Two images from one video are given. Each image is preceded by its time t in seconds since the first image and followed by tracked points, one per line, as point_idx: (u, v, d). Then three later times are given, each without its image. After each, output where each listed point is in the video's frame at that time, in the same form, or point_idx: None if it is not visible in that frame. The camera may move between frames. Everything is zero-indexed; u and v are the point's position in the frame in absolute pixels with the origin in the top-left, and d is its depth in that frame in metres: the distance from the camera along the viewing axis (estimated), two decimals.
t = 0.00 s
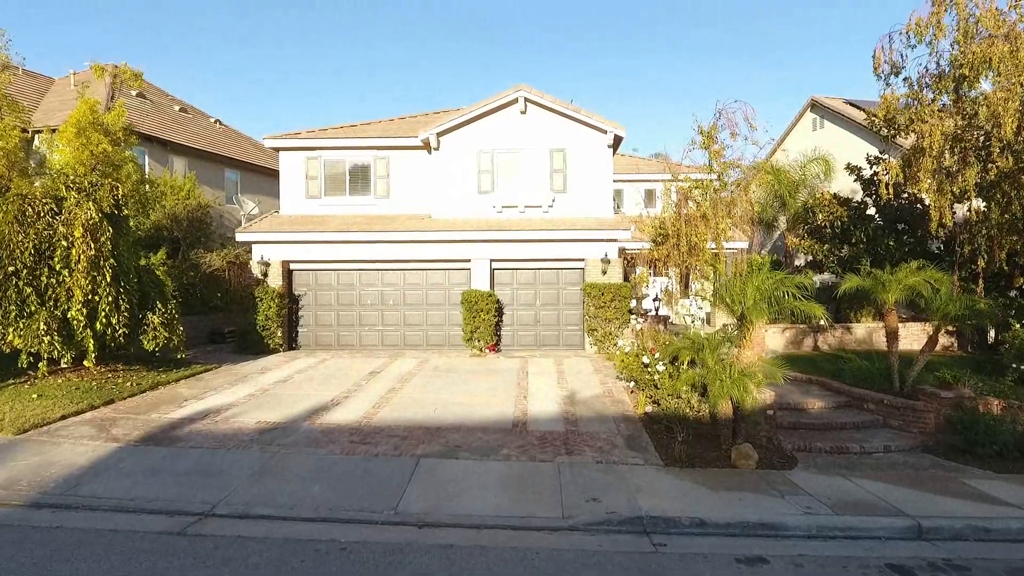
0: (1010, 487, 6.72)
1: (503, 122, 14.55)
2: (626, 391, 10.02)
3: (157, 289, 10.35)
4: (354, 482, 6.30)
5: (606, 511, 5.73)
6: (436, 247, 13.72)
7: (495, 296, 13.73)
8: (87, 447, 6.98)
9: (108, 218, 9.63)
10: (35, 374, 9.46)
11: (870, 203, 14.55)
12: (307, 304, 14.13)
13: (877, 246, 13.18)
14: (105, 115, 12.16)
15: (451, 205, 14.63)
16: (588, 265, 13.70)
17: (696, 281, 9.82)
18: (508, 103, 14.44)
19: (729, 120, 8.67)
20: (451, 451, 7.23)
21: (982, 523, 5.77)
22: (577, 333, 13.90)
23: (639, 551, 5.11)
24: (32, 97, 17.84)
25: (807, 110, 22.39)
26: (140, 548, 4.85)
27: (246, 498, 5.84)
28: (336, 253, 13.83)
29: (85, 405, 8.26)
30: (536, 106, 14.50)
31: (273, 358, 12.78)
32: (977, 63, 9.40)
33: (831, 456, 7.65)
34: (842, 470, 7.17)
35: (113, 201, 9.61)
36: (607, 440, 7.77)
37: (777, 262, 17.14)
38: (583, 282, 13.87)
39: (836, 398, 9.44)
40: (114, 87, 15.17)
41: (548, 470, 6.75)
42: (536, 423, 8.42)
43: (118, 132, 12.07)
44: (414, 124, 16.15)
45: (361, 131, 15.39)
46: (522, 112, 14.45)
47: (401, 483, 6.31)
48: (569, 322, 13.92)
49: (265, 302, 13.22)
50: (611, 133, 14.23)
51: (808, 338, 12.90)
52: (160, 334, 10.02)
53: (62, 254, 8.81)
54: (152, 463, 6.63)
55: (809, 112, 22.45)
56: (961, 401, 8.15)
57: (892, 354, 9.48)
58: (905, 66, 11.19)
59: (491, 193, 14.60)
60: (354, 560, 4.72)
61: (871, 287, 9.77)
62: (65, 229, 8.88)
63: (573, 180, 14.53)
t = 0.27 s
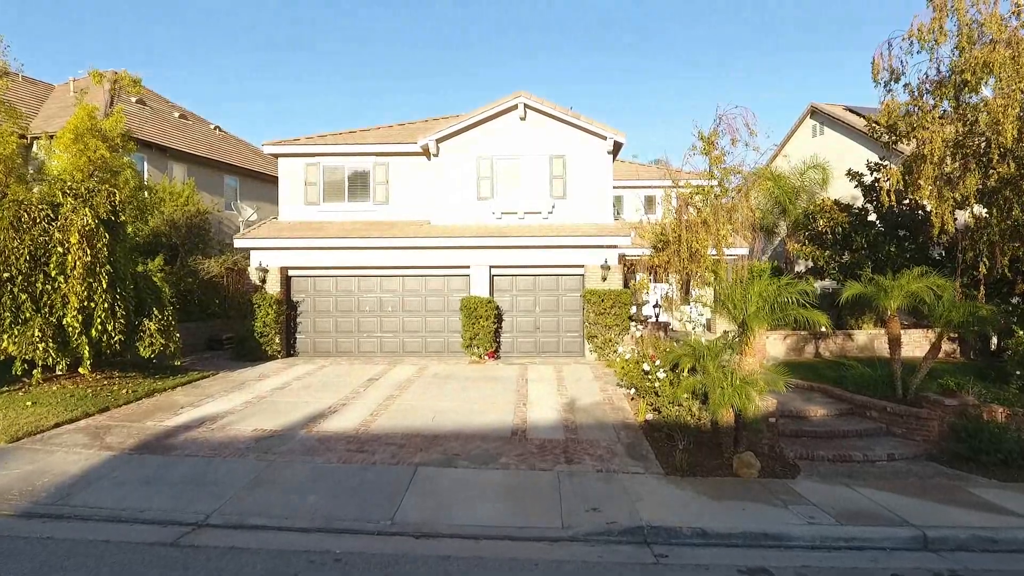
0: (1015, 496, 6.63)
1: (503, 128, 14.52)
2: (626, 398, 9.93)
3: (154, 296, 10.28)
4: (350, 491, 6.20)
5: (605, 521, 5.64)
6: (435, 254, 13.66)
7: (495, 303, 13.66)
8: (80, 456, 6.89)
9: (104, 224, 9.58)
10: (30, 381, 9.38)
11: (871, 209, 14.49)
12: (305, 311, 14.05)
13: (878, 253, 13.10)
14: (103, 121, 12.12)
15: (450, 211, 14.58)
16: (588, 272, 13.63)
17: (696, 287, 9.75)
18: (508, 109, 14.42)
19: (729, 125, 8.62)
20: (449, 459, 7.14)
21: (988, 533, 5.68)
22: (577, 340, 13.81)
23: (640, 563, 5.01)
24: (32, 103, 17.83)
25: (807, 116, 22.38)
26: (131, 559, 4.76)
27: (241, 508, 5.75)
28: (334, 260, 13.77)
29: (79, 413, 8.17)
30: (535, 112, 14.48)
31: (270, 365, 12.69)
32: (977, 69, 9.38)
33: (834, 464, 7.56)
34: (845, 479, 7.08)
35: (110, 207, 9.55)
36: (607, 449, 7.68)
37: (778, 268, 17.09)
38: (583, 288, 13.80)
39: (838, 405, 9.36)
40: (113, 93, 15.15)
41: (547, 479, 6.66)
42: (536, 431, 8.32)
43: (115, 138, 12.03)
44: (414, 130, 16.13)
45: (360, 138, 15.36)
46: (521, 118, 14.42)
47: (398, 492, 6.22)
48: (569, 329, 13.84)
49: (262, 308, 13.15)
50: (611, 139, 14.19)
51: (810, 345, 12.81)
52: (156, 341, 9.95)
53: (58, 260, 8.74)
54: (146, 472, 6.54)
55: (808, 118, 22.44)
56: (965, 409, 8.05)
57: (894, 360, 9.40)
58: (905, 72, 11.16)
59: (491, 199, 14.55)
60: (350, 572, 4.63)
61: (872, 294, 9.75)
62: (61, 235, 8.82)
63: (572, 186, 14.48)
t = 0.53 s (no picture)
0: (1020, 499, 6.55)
1: (502, 127, 14.45)
2: (626, 399, 9.85)
3: (151, 296, 10.20)
4: (347, 494, 6.13)
5: (605, 525, 5.56)
6: (434, 254, 13.58)
7: (494, 303, 13.59)
8: (74, 458, 6.81)
9: (100, 223, 9.49)
10: (25, 382, 9.30)
11: (872, 209, 14.41)
12: (303, 311, 13.98)
13: (880, 253, 13.01)
14: (99, 121, 12.04)
15: (449, 211, 14.50)
16: (588, 272, 13.55)
17: (697, 288, 9.68)
18: (507, 108, 14.35)
19: (731, 124, 8.54)
20: (447, 462, 7.07)
21: (994, 537, 5.59)
22: (577, 340, 13.74)
23: (641, 568, 4.94)
24: (29, 103, 17.76)
25: (807, 116, 22.32)
26: (123, 564, 4.68)
27: (236, 512, 5.67)
28: (333, 260, 13.69)
29: (74, 415, 8.09)
30: (535, 111, 14.41)
31: (268, 366, 12.61)
32: (982, 65, 9.27)
33: (837, 466, 7.48)
34: (847, 481, 7.00)
35: (106, 206, 9.47)
36: (607, 450, 7.60)
37: (778, 268, 17.02)
38: (583, 289, 13.72)
39: (840, 406, 9.29)
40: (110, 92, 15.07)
41: (546, 482, 6.58)
42: (535, 432, 8.24)
43: (112, 137, 11.94)
44: (413, 129, 16.05)
45: (359, 137, 15.29)
46: (520, 118, 14.35)
47: (395, 495, 6.14)
48: (569, 329, 13.76)
49: (260, 309, 13.07)
50: (611, 138, 14.13)
51: (811, 345, 12.71)
52: (153, 341, 9.87)
53: (53, 260, 8.67)
54: (140, 475, 6.47)
55: (809, 118, 22.38)
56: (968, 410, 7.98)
57: (896, 361, 9.32)
58: (906, 71, 11.08)
59: (490, 199, 14.47)
60: None
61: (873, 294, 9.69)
62: (57, 235, 8.74)
63: (572, 186, 14.40)
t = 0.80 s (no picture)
0: None
1: (502, 127, 14.38)
2: (626, 400, 9.78)
3: (147, 297, 10.13)
4: (343, 498, 6.05)
5: (604, 529, 5.49)
6: (433, 254, 13.51)
7: (493, 304, 13.52)
8: (68, 460, 6.73)
9: (96, 223, 9.42)
10: (19, 383, 9.22)
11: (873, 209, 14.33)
12: (302, 311, 13.90)
13: (881, 253, 12.93)
14: (96, 120, 11.96)
15: (448, 210, 14.43)
16: (588, 272, 13.47)
17: (697, 288, 9.61)
18: (506, 108, 14.27)
19: (733, 123, 8.47)
20: (445, 464, 6.99)
21: (998, 541, 5.52)
22: (576, 341, 13.67)
23: (641, 573, 4.86)
24: (27, 102, 17.68)
25: (807, 115, 22.27)
26: (115, 569, 4.61)
27: (230, 515, 5.60)
28: (331, 260, 13.61)
29: (68, 416, 8.01)
30: (535, 111, 14.34)
31: (266, 367, 12.53)
32: (986, 62, 9.19)
33: (839, 469, 7.41)
34: (850, 484, 6.93)
35: (102, 206, 9.41)
36: (607, 453, 7.52)
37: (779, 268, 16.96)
38: (582, 289, 13.65)
39: (841, 408, 9.21)
40: (108, 92, 15.00)
41: (545, 485, 6.51)
42: (535, 434, 8.16)
43: (109, 137, 11.87)
44: (412, 129, 15.98)
45: (358, 137, 15.22)
46: (520, 117, 14.27)
47: (392, 498, 6.07)
48: (569, 329, 13.69)
49: (258, 309, 12.99)
50: (611, 138, 14.06)
51: (812, 346, 12.64)
52: (149, 342, 9.80)
53: (48, 260, 8.60)
54: (135, 478, 6.39)
55: (809, 117, 22.33)
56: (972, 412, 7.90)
57: (898, 362, 9.25)
58: (907, 69, 11.00)
59: (489, 198, 14.39)
60: None
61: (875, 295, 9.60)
62: (52, 235, 8.67)
63: (572, 186, 14.33)
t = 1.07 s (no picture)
0: None
1: (501, 126, 14.30)
2: (627, 402, 9.69)
3: (143, 297, 10.04)
4: (340, 501, 5.97)
5: (604, 533, 5.41)
6: (432, 254, 13.42)
7: (493, 304, 13.44)
8: (61, 463, 6.64)
9: (91, 223, 9.35)
10: (14, 384, 9.13)
11: (875, 208, 14.25)
12: (300, 312, 13.82)
13: (883, 253, 12.86)
14: (92, 119, 11.87)
15: (447, 210, 14.34)
16: (588, 272, 13.38)
17: (698, 289, 9.54)
18: (506, 107, 14.19)
19: (734, 123, 8.39)
20: (444, 466, 6.91)
21: (1005, 545, 5.43)
22: (576, 341, 13.58)
23: None
24: (24, 101, 17.59)
25: (808, 115, 22.20)
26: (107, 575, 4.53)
27: (225, 519, 5.51)
28: (329, 260, 13.52)
29: (63, 418, 7.92)
30: (534, 110, 14.26)
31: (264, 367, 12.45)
32: (990, 60, 9.13)
33: (842, 471, 7.32)
34: (853, 486, 6.84)
35: (97, 206, 9.32)
36: (607, 455, 7.44)
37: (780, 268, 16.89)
38: (582, 289, 13.56)
39: (843, 409, 9.13)
40: (105, 91, 14.92)
41: (544, 488, 6.43)
42: (534, 436, 8.08)
43: (105, 136, 11.78)
44: (411, 128, 15.90)
45: (356, 136, 15.14)
46: (519, 116, 14.19)
47: (390, 501, 5.99)
48: (568, 330, 13.61)
49: (256, 309, 12.91)
50: (611, 138, 13.99)
51: (813, 346, 12.57)
52: (145, 343, 9.71)
53: (42, 260, 8.52)
54: (129, 480, 6.30)
55: (809, 117, 22.24)
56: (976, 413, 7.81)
57: (901, 363, 9.16)
58: (909, 68, 10.93)
59: (488, 198, 14.31)
60: None
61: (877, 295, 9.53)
62: (46, 234, 8.59)
63: (572, 185, 14.25)
